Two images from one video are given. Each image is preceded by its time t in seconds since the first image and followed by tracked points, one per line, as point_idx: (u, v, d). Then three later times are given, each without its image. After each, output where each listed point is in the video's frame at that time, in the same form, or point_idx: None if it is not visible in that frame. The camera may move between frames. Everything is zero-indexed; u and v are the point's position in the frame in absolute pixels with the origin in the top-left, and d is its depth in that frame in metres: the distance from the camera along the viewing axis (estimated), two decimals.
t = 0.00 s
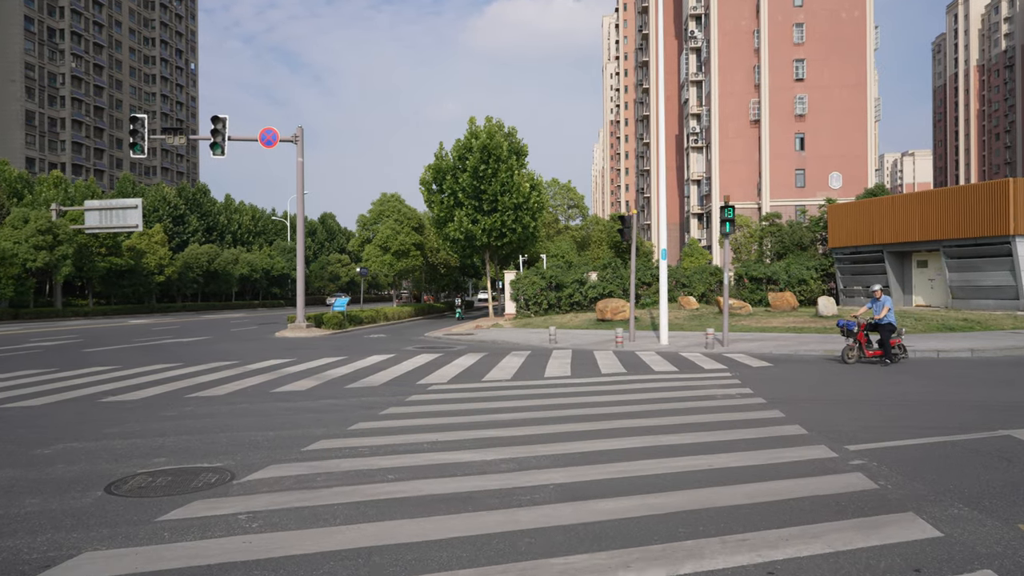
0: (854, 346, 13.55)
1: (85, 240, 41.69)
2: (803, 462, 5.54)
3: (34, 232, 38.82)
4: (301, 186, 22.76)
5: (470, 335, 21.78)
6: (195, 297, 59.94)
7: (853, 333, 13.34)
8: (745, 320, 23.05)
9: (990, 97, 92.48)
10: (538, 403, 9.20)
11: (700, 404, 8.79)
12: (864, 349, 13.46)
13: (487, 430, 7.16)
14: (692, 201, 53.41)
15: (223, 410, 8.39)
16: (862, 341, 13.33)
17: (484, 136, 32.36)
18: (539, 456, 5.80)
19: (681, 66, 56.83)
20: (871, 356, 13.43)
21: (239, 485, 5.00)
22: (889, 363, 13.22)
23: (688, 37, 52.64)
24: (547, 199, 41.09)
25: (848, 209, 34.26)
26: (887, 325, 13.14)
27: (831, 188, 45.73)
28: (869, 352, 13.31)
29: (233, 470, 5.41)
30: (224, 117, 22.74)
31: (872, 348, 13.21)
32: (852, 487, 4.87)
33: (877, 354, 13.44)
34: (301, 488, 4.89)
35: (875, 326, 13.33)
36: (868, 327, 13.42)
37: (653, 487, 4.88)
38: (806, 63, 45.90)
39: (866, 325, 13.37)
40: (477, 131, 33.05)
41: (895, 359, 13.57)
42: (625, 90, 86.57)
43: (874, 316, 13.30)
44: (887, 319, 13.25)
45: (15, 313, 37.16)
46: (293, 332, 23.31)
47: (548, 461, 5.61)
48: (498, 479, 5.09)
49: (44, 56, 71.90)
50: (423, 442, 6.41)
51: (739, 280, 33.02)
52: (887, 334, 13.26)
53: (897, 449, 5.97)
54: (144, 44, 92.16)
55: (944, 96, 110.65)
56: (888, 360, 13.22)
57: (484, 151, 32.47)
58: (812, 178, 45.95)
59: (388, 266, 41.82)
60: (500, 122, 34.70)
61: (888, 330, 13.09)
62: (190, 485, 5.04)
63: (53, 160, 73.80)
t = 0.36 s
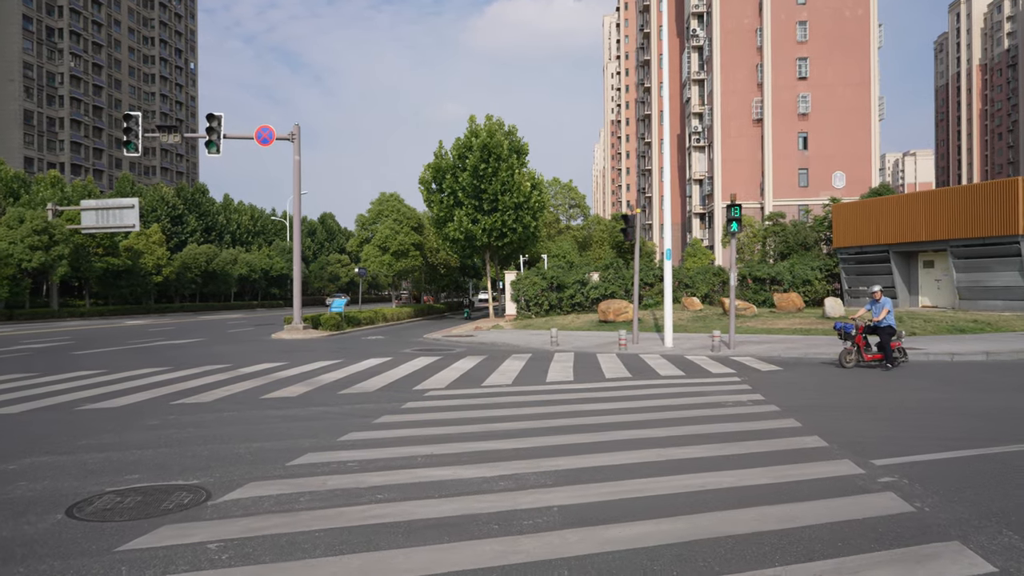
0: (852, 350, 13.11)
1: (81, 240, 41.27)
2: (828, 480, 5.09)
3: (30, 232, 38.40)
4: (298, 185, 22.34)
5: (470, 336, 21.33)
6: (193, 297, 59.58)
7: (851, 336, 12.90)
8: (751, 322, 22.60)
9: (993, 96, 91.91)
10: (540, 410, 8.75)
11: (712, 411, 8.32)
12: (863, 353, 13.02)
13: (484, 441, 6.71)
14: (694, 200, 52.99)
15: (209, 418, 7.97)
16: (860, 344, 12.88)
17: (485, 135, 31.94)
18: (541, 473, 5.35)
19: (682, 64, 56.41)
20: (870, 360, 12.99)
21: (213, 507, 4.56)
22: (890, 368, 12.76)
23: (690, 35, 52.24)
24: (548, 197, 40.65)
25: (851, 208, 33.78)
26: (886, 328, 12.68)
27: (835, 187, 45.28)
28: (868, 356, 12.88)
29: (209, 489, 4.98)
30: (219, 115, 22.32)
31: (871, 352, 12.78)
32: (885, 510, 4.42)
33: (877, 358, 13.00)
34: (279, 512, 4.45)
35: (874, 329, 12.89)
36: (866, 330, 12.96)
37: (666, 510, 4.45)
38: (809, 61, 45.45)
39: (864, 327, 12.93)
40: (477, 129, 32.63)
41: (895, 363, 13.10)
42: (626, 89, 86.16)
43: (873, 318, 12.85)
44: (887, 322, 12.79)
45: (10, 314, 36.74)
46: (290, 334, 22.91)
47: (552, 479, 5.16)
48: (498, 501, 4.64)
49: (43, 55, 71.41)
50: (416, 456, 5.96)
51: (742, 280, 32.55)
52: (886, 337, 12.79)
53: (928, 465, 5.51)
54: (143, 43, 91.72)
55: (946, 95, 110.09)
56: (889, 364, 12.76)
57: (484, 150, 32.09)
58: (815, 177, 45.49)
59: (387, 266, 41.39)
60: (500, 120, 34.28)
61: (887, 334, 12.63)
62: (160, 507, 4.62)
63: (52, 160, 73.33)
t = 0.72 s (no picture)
0: (859, 352, 12.59)
1: (77, 239, 40.82)
2: (860, 502, 4.61)
3: (25, 232, 37.93)
4: (293, 184, 21.88)
5: (470, 338, 20.88)
6: (192, 297, 59.30)
7: (857, 338, 12.37)
8: (756, 322, 22.12)
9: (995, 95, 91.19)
10: (541, 417, 8.27)
11: (724, 419, 7.83)
12: (869, 356, 12.47)
13: (482, 452, 6.24)
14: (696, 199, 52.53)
15: (190, 427, 7.51)
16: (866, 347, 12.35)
17: (485, 133, 31.49)
18: (542, 493, 4.87)
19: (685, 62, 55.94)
20: (877, 364, 12.43)
21: (178, 536, 4.08)
22: (898, 372, 12.12)
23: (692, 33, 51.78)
24: (549, 195, 40.13)
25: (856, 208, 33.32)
26: (894, 330, 12.09)
27: (838, 186, 44.78)
28: (874, 359, 12.34)
29: (177, 512, 4.52)
30: (213, 111, 21.83)
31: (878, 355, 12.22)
32: (930, 540, 3.93)
33: (885, 361, 12.40)
34: (250, 541, 3.97)
35: (881, 331, 12.31)
36: (873, 331, 12.40)
37: (685, 540, 3.96)
38: (813, 59, 44.95)
39: (871, 329, 12.40)
40: (477, 127, 32.20)
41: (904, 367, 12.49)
42: (627, 88, 85.70)
43: (880, 320, 12.30)
44: (895, 323, 12.21)
45: (4, 315, 36.28)
46: (286, 335, 22.45)
47: (556, 501, 4.67)
48: (495, 527, 4.16)
49: (41, 54, 70.85)
50: (409, 471, 5.48)
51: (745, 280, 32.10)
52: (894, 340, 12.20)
53: (966, 483, 5.04)
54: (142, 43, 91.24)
55: (949, 94, 109.22)
56: (897, 367, 12.09)
57: (484, 148, 31.63)
58: (818, 176, 44.98)
59: (386, 266, 40.91)
60: (500, 118, 33.79)
61: (894, 336, 12.02)
62: (120, 533, 4.16)
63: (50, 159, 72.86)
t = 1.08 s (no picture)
0: (874, 353, 12.06)
1: (74, 237, 40.34)
2: (907, 521, 4.12)
3: (20, 230, 37.46)
4: (291, 181, 21.43)
5: (471, 338, 20.42)
6: (191, 296, 58.93)
7: (873, 338, 11.85)
8: (763, 322, 21.64)
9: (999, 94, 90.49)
10: (546, 422, 7.77)
11: (742, 424, 7.34)
12: (886, 357, 11.93)
13: (484, 461, 5.74)
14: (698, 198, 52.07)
15: (172, 433, 7.03)
16: (883, 346, 11.82)
17: (486, 130, 31.05)
18: (550, 510, 4.39)
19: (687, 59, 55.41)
20: (894, 365, 11.89)
21: (142, 562, 3.61)
22: (917, 373, 11.57)
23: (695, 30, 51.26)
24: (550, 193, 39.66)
25: (863, 206, 32.88)
26: (912, 329, 11.59)
27: (843, 185, 44.26)
28: (891, 360, 11.80)
29: (143, 532, 4.04)
30: (208, 106, 21.34)
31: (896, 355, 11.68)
32: (995, 568, 3.45)
33: (902, 362, 11.86)
34: (222, 567, 3.50)
35: (898, 331, 11.80)
36: (890, 331, 11.89)
37: (716, 566, 3.49)
38: (817, 56, 44.39)
39: (888, 328, 11.88)
40: (478, 124, 31.77)
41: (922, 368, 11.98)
42: (629, 87, 85.21)
43: (897, 319, 11.80)
44: (912, 323, 11.70)
45: None
46: (283, 335, 21.98)
47: (567, 519, 4.19)
48: (499, 551, 3.68)
49: (40, 53, 70.28)
50: (403, 484, 4.99)
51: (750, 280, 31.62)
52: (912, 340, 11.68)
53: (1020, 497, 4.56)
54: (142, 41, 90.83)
55: (952, 93, 108.38)
56: (916, 368, 11.56)
57: (485, 145, 31.16)
58: (823, 175, 44.46)
59: (386, 265, 40.43)
60: (501, 115, 33.36)
61: (912, 335, 11.54)
62: (78, 555, 3.69)
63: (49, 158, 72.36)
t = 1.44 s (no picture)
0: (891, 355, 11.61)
1: (72, 237, 39.92)
2: (960, 549, 3.66)
3: (17, 229, 37.10)
4: (289, 179, 20.98)
5: (472, 338, 19.94)
6: (191, 296, 58.59)
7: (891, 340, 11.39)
8: (770, 323, 21.15)
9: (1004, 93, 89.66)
10: (550, 429, 7.30)
11: (761, 433, 6.86)
12: (904, 360, 11.46)
13: (484, 476, 5.26)
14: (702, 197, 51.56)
15: (151, 442, 6.56)
16: (901, 349, 11.36)
17: (487, 127, 30.58)
18: (557, 535, 3.92)
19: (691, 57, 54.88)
20: (912, 368, 11.43)
21: None
22: (938, 377, 11.10)
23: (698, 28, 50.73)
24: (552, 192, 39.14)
25: (871, 206, 32.33)
26: (931, 331, 11.12)
27: (848, 183, 43.71)
28: (909, 363, 11.32)
29: (100, 562, 3.59)
30: (204, 103, 20.89)
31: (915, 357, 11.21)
32: None
33: (921, 365, 11.39)
34: None
35: (916, 332, 11.34)
36: (908, 333, 11.42)
37: None
38: (822, 53, 43.85)
39: (906, 330, 11.42)
40: (479, 122, 31.28)
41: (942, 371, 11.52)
42: (631, 86, 84.71)
43: (915, 320, 11.34)
44: (931, 324, 11.24)
45: None
46: (281, 336, 21.53)
47: (577, 546, 3.73)
48: None
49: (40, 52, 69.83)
50: (395, 504, 4.51)
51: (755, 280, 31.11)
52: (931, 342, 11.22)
53: None
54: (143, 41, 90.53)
55: (956, 92, 107.51)
56: (936, 372, 11.10)
57: (487, 142, 30.69)
58: (828, 173, 43.92)
59: (386, 265, 39.93)
60: (502, 112, 32.89)
61: (932, 336, 11.06)
62: None
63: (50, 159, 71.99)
